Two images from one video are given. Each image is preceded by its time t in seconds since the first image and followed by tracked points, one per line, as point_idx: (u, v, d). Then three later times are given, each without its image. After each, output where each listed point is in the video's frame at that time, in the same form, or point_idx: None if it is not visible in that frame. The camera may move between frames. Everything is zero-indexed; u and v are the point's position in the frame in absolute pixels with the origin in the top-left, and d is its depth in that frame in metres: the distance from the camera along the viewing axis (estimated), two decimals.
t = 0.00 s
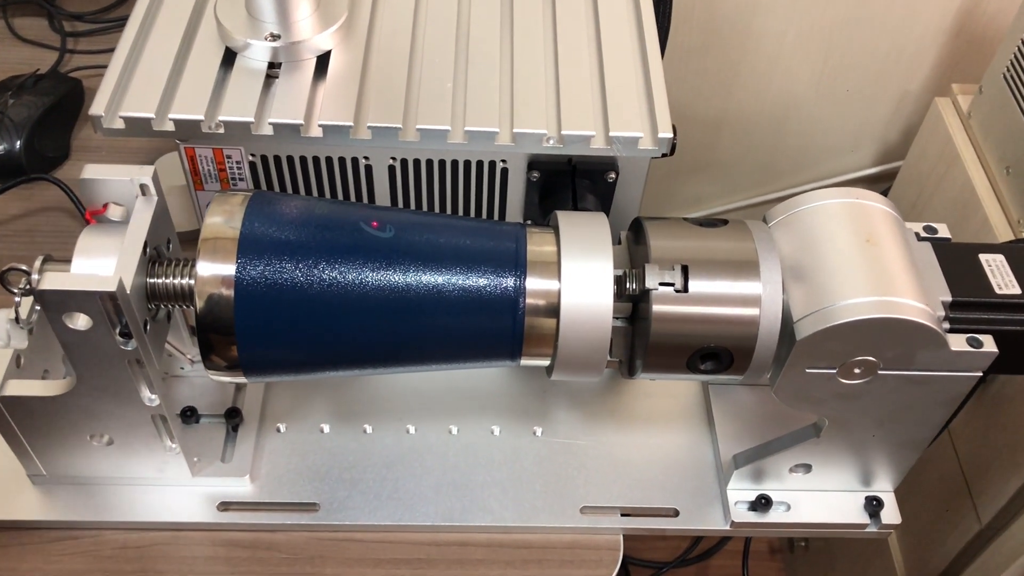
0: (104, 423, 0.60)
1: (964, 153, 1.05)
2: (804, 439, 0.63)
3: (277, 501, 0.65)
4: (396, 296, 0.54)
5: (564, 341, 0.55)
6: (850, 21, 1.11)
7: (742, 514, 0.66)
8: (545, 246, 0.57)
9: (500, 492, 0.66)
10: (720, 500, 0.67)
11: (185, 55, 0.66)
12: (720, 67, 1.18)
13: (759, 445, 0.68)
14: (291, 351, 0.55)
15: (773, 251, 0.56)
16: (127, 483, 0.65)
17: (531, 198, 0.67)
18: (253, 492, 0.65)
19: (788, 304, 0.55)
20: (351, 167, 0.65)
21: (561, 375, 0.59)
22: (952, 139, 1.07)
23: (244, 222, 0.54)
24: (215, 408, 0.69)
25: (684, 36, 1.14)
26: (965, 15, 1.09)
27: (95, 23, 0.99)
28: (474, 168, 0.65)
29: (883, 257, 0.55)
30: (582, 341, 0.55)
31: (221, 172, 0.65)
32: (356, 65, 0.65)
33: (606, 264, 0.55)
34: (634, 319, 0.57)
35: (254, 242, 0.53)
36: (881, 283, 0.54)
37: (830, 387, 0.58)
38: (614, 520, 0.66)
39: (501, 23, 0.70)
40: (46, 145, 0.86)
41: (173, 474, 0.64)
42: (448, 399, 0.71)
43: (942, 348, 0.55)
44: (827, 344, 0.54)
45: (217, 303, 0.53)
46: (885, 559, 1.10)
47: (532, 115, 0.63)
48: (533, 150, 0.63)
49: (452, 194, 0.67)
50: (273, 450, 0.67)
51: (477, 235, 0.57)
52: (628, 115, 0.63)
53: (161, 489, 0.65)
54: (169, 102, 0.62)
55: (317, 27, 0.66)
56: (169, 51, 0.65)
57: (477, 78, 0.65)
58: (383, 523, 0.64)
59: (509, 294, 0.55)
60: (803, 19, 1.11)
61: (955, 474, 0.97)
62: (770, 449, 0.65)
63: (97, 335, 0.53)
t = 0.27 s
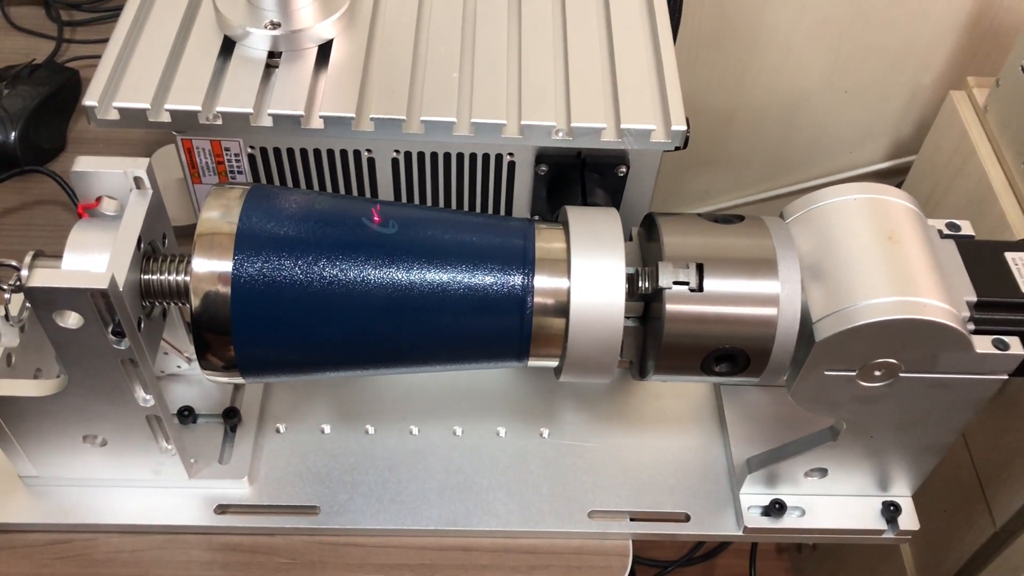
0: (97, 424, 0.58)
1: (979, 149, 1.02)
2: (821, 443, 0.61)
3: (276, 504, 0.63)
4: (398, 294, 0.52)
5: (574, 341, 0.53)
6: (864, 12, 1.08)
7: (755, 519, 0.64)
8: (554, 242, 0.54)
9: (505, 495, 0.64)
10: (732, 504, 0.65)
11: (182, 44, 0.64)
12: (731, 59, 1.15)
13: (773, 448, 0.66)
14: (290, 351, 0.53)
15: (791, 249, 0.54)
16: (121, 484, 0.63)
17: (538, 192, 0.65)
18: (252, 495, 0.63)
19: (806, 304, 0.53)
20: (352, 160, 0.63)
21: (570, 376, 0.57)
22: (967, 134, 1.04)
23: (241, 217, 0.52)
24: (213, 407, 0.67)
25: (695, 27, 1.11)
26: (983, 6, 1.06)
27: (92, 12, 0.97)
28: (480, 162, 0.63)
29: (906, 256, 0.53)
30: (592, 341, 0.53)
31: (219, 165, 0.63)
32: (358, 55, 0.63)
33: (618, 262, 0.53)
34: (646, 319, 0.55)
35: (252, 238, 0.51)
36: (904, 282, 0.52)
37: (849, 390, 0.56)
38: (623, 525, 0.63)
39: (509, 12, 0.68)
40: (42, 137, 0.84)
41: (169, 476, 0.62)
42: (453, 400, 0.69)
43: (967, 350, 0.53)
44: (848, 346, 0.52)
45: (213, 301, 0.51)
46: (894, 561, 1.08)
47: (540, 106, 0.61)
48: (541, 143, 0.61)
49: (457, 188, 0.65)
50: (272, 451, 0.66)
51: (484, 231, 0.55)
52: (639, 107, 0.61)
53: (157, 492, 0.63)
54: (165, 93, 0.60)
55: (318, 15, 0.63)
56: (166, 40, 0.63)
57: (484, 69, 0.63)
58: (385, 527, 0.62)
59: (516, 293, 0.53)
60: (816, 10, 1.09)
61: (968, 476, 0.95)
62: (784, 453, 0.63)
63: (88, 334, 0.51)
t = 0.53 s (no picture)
0: (88, 424, 0.56)
1: (997, 140, 0.98)
2: (841, 445, 0.59)
3: (274, 506, 0.61)
4: (401, 290, 0.50)
5: (585, 341, 0.51)
6: None
7: (771, 523, 0.61)
8: (564, 236, 0.52)
9: (512, 498, 0.62)
10: (747, 508, 0.63)
11: (176, 28, 0.61)
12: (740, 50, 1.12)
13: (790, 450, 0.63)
14: (287, 348, 0.51)
15: (812, 244, 0.52)
16: (114, 486, 0.61)
17: (547, 183, 0.63)
18: (249, 497, 0.61)
19: (828, 302, 0.51)
20: (354, 150, 0.60)
21: (580, 376, 0.54)
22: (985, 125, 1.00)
23: (237, 209, 0.49)
24: (209, 406, 0.65)
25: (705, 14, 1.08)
26: None
27: None
28: (486, 152, 0.60)
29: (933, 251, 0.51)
30: (604, 341, 0.51)
31: (215, 154, 0.61)
32: (360, 40, 0.61)
33: (631, 257, 0.51)
34: (660, 316, 0.53)
35: (248, 231, 0.49)
36: (931, 279, 0.49)
37: (872, 392, 0.53)
38: (634, 529, 0.61)
39: None
40: (34, 126, 0.82)
41: (163, 477, 0.60)
42: (457, 398, 0.67)
43: (997, 351, 0.50)
44: (873, 346, 0.50)
45: (207, 297, 0.48)
46: (903, 561, 1.06)
47: (549, 94, 0.58)
48: (550, 133, 0.58)
49: (463, 179, 0.63)
50: (270, 451, 0.63)
51: (491, 224, 0.52)
52: (653, 94, 0.58)
53: (152, 493, 0.61)
54: (158, 79, 0.58)
55: None
56: (159, 24, 0.61)
57: (490, 55, 0.60)
58: (387, 531, 0.60)
59: (525, 289, 0.51)
60: None
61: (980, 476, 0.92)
62: (802, 456, 0.60)
63: (76, 330, 0.49)
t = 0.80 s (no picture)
0: (75, 425, 0.54)
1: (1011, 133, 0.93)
2: (854, 449, 0.57)
3: (269, 509, 0.59)
4: (399, 288, 0.48)
5: (590, 341, 0.49)
6: None
7: (780, 528, 0.60)
8: (568, 233, 0.50)
9: (513, 501, 0.60)
10: (755, 511, 0.61)
11: (168, 15, 0.59)
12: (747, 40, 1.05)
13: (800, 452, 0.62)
14: (280, 349, 0.49)
15: (827, 241, 0.50)
16: (104, 487, 0.59)
17: (550, 177, 0.61)
18: (243, 499, 0.59)
19: (842, 301, 0.49)
20: (351, 142, 0.58)
21: (585, 377, 0.52)
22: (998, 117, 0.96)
23: (228, 203, 0.47)
24: (203, 405, 0.63)
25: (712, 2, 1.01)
26: None
27: None
28: (487, 144, 0.58)
29: (952, 249, 0.49)
30: (610, 341, 0.49)
31: (208, 146, 0.59)
32: (357, 28, 0.58)
33: (638, 254, 0.49)
34: (668, 316, 0.51)
35: (239, 227, 0.47)
36: (951, 278, 0.47)
37: (887, 394, 0.51)
38: (639, 534, 0.59)
39: None
40: (24, 116, 0.80)
41: (154, 479, 0.58)
42: (458, 398, 0.65)
43: (1018, 354, 0.48)
44: (889, 347, 0.48)
45: (196, 295, 0.46)
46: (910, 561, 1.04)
47: (553, 84, 0.56)
48: (553, 124, 0.56)
49: (463, 172, 0.61)
50: (265, 452, 0.62)
51: (492, 220, 0.50)
52: (661, 85, 0.56)
53: (143, 495, 0.59)
54: (149, 68, 0.56)
55: None
56: (150, 10, 0.59)
57: (492, 44, 0.58)
58: (385, 535, 0.58)
59: (528, 287, 0.49)
60: None
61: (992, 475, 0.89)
62: (813, 459, 0.58)
63: (61, 330, 0.47)
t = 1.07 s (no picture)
0: (65, 427, 0.52)
1: None
2: (872, 452, 0.55)
3: (266, 512, 0.57)
4: (400, 287, 0.46)
5: (600, 342, 0.47)
6: None
7: (794, 533, 0.58)
8: (576, 228, 0.48)
9: (518, 504, 0.58)
10: (768, 515, 0.59)
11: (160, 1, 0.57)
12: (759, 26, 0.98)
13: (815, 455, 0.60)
14: (277, 350, 0.47)
15: (847, 237, 0.48)
16: (96, 490, 0.57)
17: (556, 169, 0.59)
18: (239, 502, 0.58)
19: (862, 300, 0.47)
20: (350, 133, 0.56)
21: (593, 379, 0.50)
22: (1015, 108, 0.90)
23: (222, 198, 0.45)
24: (198, 405, 0.61)
25: None
26: None
27: None
28: (492, 136, 0.56)
29: (978, 246, 0.47)
30: (620, 342, 0.47)
31: (203, 137, 0.57)
32: (357, 15, 0.56)
33: (650, 252, 0.46)
34: (680, 315, 0.49)
35: (233, 222, 0.45)
36: (977, 277, 0.45)
37: (908, 397, 0.49)
38: (648, 539, 0.58)
39: None
40: (15, 107, 0.78)
41: (148, 481, 0.56)
42: (461, 397, 0.63)
43: None
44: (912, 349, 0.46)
45: (189, 294, 0.44)
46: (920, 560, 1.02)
47: (561, 73, 0.54)
48: (561, 115, 0.54)
49: (466, 164, 0.58)
50: (263, 454, 0.60)
51: (498, 215, 0.48)
52: (672, 74, 0.54)
53: (136, 498, 0.57)
54: (140, 56, 0.54)
55: None
56: None
57: (497, 31, 0.56)
58: (386, 539, 0.56)
59: (534, 285, 0.47)
60: None
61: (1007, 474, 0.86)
62: (829, 463, 0.56)
63: (47, 330, 0.45)
